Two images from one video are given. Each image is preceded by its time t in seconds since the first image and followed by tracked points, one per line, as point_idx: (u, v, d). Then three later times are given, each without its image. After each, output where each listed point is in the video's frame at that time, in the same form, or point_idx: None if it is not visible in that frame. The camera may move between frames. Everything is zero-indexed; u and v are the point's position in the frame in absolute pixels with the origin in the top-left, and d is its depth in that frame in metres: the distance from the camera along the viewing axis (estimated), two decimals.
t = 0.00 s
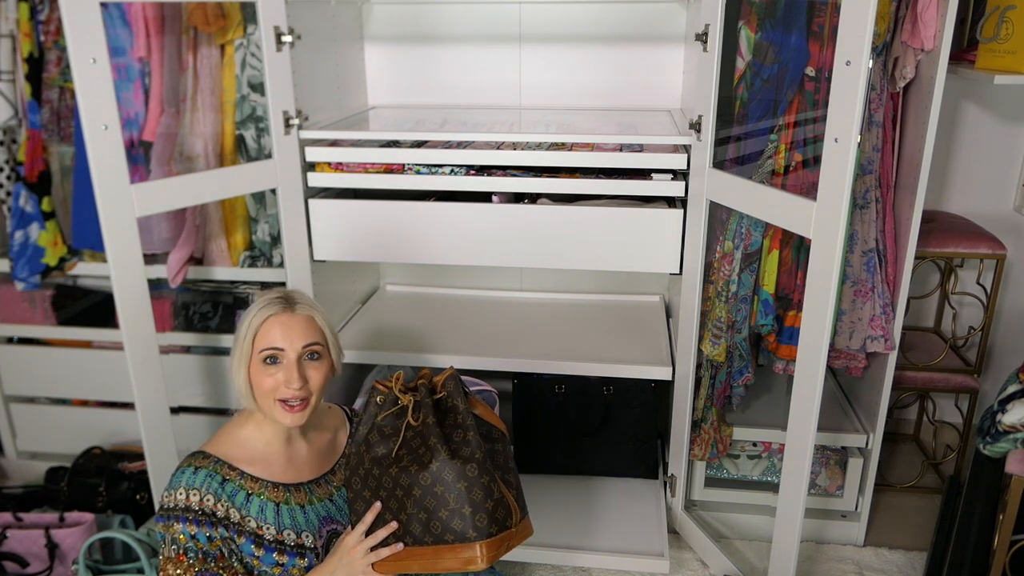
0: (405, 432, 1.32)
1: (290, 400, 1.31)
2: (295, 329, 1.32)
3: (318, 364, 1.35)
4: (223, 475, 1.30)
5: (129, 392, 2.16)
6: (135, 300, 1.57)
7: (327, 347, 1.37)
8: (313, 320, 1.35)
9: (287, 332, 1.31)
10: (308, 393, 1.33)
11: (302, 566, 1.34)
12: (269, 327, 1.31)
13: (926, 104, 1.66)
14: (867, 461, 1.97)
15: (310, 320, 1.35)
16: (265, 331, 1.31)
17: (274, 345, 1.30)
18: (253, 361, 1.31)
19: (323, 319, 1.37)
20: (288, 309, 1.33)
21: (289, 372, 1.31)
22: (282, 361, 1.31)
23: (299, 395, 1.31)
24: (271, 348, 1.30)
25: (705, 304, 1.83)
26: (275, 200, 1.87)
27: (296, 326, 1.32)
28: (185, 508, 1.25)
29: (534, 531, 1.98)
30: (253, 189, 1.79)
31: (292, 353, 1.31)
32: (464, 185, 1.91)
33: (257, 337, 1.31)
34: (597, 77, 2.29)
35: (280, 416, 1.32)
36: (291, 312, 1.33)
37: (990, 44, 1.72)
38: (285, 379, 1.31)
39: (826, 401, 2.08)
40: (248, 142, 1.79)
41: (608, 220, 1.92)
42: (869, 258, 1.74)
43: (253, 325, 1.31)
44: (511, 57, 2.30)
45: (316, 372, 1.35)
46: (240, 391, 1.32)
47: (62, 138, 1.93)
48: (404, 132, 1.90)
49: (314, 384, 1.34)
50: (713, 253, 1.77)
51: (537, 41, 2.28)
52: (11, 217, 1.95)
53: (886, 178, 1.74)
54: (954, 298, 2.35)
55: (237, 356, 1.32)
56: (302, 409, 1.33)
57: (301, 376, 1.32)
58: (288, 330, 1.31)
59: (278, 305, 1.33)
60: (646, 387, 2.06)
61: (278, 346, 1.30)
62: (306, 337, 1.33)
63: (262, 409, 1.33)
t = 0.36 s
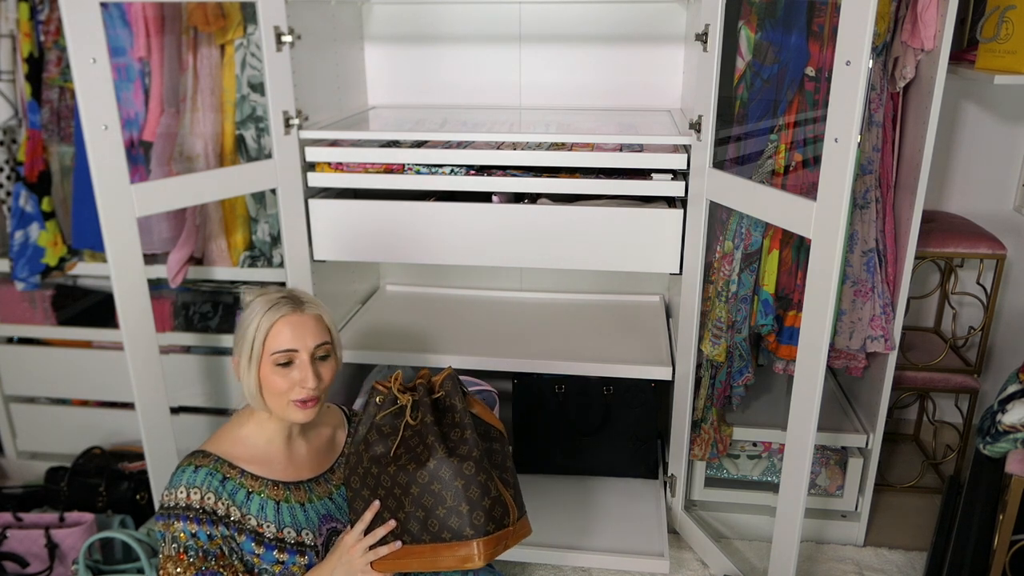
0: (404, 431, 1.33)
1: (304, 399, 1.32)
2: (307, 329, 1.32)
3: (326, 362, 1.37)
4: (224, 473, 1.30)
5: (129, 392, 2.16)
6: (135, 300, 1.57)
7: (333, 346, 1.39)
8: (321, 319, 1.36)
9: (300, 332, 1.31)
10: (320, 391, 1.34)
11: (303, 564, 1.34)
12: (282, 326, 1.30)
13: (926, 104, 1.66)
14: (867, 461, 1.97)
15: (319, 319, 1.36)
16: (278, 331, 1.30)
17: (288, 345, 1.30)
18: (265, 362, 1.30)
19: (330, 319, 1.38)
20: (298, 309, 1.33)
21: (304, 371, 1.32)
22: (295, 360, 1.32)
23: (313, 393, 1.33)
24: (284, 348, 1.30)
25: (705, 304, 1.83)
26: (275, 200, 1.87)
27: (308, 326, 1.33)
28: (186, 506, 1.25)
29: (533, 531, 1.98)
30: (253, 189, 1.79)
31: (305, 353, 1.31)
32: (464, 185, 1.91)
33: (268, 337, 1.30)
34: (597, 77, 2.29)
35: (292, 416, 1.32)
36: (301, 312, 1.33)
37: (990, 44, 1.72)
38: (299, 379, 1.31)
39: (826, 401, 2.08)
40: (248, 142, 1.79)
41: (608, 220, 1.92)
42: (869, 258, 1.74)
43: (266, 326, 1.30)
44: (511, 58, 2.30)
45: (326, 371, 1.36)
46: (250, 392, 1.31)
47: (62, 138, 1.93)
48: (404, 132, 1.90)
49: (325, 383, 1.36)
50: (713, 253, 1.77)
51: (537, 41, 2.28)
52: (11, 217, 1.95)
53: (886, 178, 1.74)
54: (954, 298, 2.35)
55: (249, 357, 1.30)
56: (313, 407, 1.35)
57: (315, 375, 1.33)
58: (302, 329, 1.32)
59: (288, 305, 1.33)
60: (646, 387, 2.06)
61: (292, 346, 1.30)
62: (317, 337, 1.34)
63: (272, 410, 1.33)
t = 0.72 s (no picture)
0: (403, 439, 1.32)
1: (316, 399, 1.33)
2: (313, 330, 1.33)
3: (331, 362, 1.37)
4: (231, 473, 1.30)
5: (129, 392, 2.16)
6: (135, 300, 1.57)
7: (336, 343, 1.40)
8: (323, 319, 1.36)
9: (306, 334, 1.31)
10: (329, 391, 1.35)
11: (309, 564, 1.34)
12: (289, 330, 1.30)
13: (926, 104, 1.66)
14: (867, 460, 1.97)
15: (321, 319, 1.36)
16: (286, 335, 1.30)
17: (297, 348, 1.30)
18: (275, 366, 1.30)
19: (330, 317, 1.39)
20: (301, 311, 1.33)
21: (313, 373, 1.32)
22: (304, 362, 1.32)
23: (323, 394, 1.33)
24: (293, 352, 1.30)
25: (705, 304, 1.82)
26: (275, 200, 1.87)
27: (313, 327, 1.33)
28: (192, 507, 1.25)
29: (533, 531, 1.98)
30: (253, 189, 1.79)
31: (314, 354, 1.32)
32: (464, 185, 1.91)
33: (276, 342, 1.30)
34: (597, 77, 2.29)
35: (303, 416, 1.33)
36: (305, 314, 1.33)
37: (990, 44, 1.72)
38: (310, 380, 1.32)
39: (826, 401, 2.08)
40: (248, 142, 1.79)
41: (608, 220, 1.93)
42: (869, 258, 1.74)
43: (273, 331, 1.29)
44: (510, 58, 2.30)
45: (333, 369, 1.37)
46: (260, 397, 1.30)
47: (62, 138, 1.93)
48: (404, 132, 1.90)
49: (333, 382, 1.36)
50: (713, 253, 1.76)
51: (537, 41, 2.28)
52: (11, 217, 1.95)
53: (886, 178, 1.74)
54: (954, 298, 2.35)
55: (257, 363, 1.29)
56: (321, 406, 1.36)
57: (324, 375, 1.33)
58: (308, 331, 1.32)
59: (291, 307, 1.32)
60: (646, 387, 2.06)
61: (301, 349, 1.30)
62: (323, 337, 1.34)
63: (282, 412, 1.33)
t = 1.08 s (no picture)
0: (411, 453, 1.33)
1: (324, 399, 1.33)
2: (321, 330, 1.33)
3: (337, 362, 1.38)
4: (233, 476, 1.30)
5: (129, 392, 2.16)
6: (135, 300, 1.57)
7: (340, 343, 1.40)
8: (329, 320, 1.37)
9: (315, 334, 1.32)
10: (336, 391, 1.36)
11: (311, 566, 1.34)
12: (298, 331, 1.30)
13: (926, 104, 1.66)
14: (867, 460, 1.97)
15: (328, 320, 1.36)
16: (295, 336, 1.30)
17: (306, 349, 1.30)
18: (284, 367, 1.30)
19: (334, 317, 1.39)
20: (309, 312, 1.33)
21: (322, 374, 1.32)
22: (312, 364, 1.32)
23: (331, 394, 1.34)
24: (303, 352, 1.30)
25: (705, 304, 1.83)
26: (275, 200, 1.87)
27: (321, 328, 1.33)
28: (194, 510, 1.25)
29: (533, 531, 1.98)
30: (252, 189, 1.79)
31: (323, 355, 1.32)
32: (464, 185, 1.91)
33: (285, 343, 1.29)
34: (597, 77, 2.29)
35: (312, 417, 1.34)
36: (312, 315, 1.33)
37: (990, 44, 1.72)
38: (319, 381, 1.32)
39: (826, 401, 2.08)
40: (248, 142, 1.79)
41: (608, 220, 1.93)
42: (868, 258, 1.74)
43: (283, 332, 1.29)
44: (510, 58, 2.30)
45: (339, 369, 1.38)
46: (269, 399, 1.29)
47: (62, 138, 1.93)
48: (404, 132, 1.90)
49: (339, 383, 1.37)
50: (713, 253, 1.76)
51: (537, 41, 2.28)
52: (11, 217, 1.95)
53: (886, 178, 1.74)
54: (954, 298, 2.35)
55: (266, 365, 1.29)
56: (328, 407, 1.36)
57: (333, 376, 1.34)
58: (316, 332, 1.32)
59: (299, 309, 1.32)
60: (646, 387, 2.06)
61: (310, 350, 1.31)
62: (330, 337, 1.35)
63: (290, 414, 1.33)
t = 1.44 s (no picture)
0: (414, 463, 1.33)
1: (331, 401, 1.34)
2: (328, 333, 1.34)
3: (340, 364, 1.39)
4: (234, 480, 1.30)
5: (129, 392, 2.16)
6: (135, 300, 1.57)
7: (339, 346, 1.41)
8: (333, 323, 1.38)
9: (323, 337, 1.33)
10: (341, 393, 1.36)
11: (313, 568, 1.34)
12: (308, 334, 1.30)
13: (926, 104, 1.66)
14: (867, 461, 1.97)
15: (332, 322, 1.37)
16: (305, 339, 1.30)
17: (316, 351, 1.31)
18: (293, 370, 1.30)
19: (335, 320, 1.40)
20: (316, 315, 1.34)
21: (330, 376, 1.33)
22: (320, 366, 1.33)
23: (337, 396, 1.35)
24: (312, 354, 1.30)
25: (705, 304, 1.82)
26: (275, 200, 1.87)
27: (328, 330, 1.34)
28: (196, 516, 1.24)
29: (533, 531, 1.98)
30: (252, 188, 1.79)
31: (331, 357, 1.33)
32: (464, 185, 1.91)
33: (295, 346, 1.29)
34: (597, 77, 2.29)
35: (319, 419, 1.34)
36: (318, 317, 1.34)
37: (990, 44, 1.72)
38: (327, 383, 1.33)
39: (826, 401, 2.08)
40: (248, 142, 1.79)
41: (608, 220, 1.93)
42: (868, 258, 1.74)
43: (294, 335, 1.29)
44: (510, 58, 2.30)
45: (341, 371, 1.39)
46: (279, 402, 1.29)
47: (61, 137, 1.92)
48: (404, 132, 1.90)
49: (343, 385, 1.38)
50: (714, 253, 1.76)
51: (537, 41, 2.28)
52: (11, 217, 1.95)
53: (886, 178, 1.74)
54: (954, 298, 2.35)
55: (277, 367, 1.28)
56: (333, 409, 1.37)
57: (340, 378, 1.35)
58: (323, 334, 1.33)
59: (306, 312, 1.32)
60: (646, 387, 2.06)
61: (319, 352, 1.31)
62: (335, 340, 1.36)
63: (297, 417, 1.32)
